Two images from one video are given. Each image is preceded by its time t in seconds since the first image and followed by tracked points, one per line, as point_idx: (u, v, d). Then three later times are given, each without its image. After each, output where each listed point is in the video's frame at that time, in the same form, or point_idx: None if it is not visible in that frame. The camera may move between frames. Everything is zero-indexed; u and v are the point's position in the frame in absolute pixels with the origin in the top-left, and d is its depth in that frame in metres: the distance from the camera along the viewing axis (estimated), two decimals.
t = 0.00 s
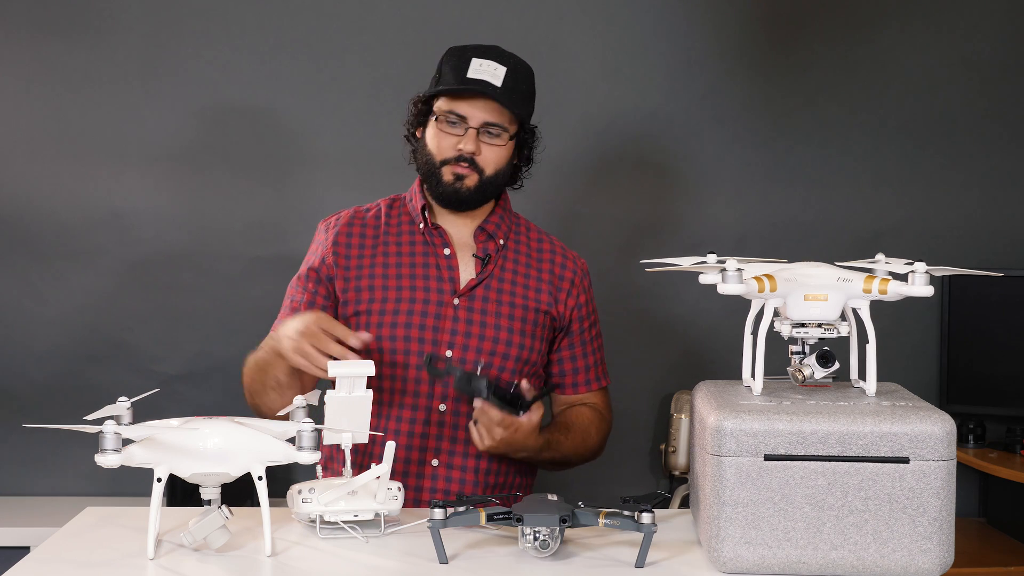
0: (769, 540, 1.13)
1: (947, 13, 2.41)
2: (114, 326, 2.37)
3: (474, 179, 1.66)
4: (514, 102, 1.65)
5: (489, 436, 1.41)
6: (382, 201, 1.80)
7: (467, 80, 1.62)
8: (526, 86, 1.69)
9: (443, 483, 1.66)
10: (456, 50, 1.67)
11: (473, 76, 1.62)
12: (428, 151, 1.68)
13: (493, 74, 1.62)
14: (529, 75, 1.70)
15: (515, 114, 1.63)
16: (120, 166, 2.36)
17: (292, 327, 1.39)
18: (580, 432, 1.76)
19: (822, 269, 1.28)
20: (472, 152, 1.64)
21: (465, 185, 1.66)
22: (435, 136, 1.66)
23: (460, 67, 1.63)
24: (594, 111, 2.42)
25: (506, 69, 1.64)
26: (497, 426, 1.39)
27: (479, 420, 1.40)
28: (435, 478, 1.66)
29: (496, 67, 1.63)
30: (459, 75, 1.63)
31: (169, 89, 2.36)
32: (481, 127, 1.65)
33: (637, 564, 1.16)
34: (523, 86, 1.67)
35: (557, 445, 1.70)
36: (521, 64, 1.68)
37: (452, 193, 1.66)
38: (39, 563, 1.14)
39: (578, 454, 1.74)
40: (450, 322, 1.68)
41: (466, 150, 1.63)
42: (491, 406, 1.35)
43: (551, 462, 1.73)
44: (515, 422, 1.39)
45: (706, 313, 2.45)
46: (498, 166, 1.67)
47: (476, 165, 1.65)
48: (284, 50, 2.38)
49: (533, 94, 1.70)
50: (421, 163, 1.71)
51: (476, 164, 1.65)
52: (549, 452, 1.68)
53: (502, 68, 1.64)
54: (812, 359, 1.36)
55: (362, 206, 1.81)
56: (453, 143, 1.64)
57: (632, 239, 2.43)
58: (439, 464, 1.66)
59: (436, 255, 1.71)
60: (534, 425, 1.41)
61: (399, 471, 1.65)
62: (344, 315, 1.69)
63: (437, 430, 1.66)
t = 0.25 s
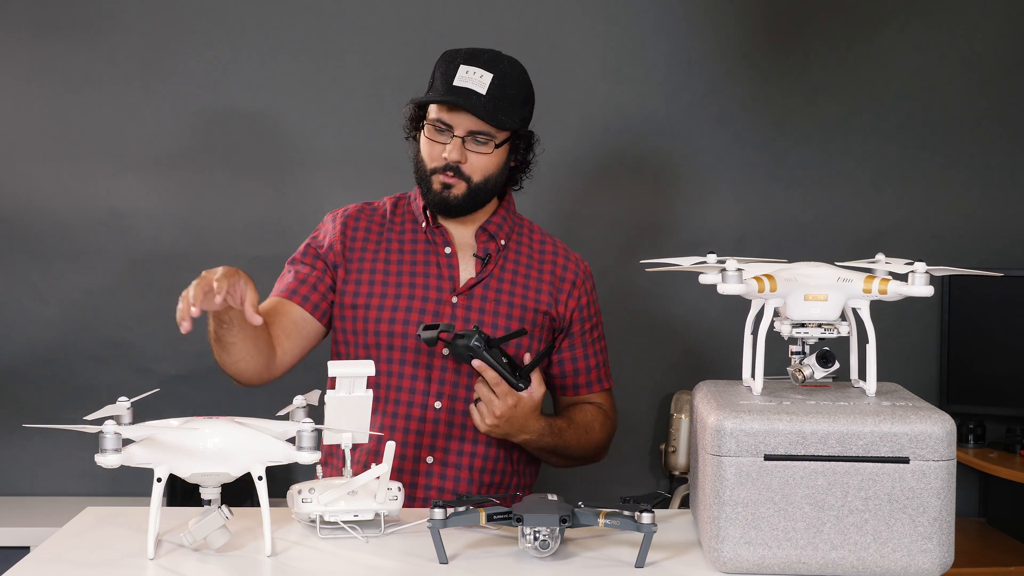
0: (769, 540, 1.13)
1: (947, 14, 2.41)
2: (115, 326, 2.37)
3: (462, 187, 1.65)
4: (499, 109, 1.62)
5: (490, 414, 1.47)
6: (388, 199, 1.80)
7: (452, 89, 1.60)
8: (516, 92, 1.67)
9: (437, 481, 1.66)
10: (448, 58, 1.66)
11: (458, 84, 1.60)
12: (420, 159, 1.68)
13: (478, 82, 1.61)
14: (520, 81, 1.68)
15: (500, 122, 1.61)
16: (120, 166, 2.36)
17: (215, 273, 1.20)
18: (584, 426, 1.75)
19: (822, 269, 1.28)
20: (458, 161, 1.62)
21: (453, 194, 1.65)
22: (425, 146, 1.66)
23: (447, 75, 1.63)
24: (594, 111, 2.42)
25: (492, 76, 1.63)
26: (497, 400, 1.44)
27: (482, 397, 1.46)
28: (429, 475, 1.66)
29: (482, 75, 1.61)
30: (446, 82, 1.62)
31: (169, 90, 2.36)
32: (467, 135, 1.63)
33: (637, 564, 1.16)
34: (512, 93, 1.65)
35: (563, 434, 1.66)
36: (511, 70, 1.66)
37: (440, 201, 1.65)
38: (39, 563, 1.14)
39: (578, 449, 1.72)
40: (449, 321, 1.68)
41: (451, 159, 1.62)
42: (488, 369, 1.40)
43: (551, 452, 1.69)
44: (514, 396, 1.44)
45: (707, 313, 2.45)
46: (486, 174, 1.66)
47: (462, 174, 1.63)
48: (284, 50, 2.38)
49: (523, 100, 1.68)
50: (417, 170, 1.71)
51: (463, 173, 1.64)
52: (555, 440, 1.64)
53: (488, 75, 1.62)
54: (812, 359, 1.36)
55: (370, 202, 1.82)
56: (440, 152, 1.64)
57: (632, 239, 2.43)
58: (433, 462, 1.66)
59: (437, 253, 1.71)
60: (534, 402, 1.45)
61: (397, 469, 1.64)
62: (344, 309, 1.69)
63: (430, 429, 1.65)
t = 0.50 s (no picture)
0: (769, 540, 1.13)
1: (947, 14, 2.41)
2: (114, 326, 2.37)
3: (460, 190, 1.65)
4: (496, 111, 1.62)
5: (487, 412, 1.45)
6: (388, 199, 1.80)
7: (449, 92, 1.60)
8: (513, 95, 1.66)
9: (435, 481, 1.66)
10: (445, 60, 1.66)
11: (455, 87, 1.60)
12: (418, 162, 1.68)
13: (475, 85, 1.61)
14: (518, 83, 1.68)
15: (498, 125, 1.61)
16: (120, 166, 2.36)
17: (208, 286, 1.22)
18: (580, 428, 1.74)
19: (822, 269, 1.28)
20: (455, 164, 1.62)
21: (452, 196, 1.65)
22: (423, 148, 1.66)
23: (444, 78, 1.62)
24: (594, 111, 2.42)
25: (489, 79, 1.62)
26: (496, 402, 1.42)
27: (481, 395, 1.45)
28: (427, 475, 1.66)
29: (479, 77, 1.61)
30: (443, 85, 1.62)
31: (169, 90, 2.36)
32: (465, 138, 1.63)
33: (637, 564, 1.16)
34: (509, 95, 1.65)
35: (558, 434, 1.66)
36: (508, 72, 1.66)
37: (438, 204, 1.66)
38: (39, 563, 1.14)
39: (574, 449, 1.72)
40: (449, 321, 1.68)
41: (449, 162, 1.62)
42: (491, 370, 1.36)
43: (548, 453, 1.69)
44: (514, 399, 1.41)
45: (707, 313, 2.45)
46: (483, 176, 1.66)
47: (460, 176, 1.64)
48: (284, 50, 2.38)
49: (521, 102, 1.68)
50: (415, 173, 1.71)
51: (461, 175, 1.64)
52: (550, 440, 1.64)
53: (485, 77, 1.62)
54: (812, 359, 1.36)
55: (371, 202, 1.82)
56: (438, 155, 1.64)
57: (632, 239, 2.43)
58: (431, 462, 1.66)
59: (437, 254, 1.71)
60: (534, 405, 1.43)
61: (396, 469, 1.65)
62: (343, 309, 1.69)
63: (428, 429, 1.65)
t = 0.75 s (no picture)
0: (769, 540, 1.13)
1: (947, 14, 2.41)
2: (114, 326, 2.37)
3: (461, 190, 1.65)
4: (497, 112, 1.62)
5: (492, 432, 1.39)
6: (385, 199, 1.80)
7: (450, 92, 1.60)
8: (513, 95, 1.67)
9: (441, 482, 1.66)
10: (444, 61, 1.66)
11: (456, 88, 1.60)
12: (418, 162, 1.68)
13: (476, 85, 1.61)
14: (518, 83, 1.68)
15: (499, 125, 1.61)
16: (120, 166, 2.36)
17: (207, 353, 1.21)
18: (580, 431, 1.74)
19: (822, 269, 1.28)
20: (457, 165, 1.62)
21: (453, 197, 1.65)
22: (423, 148, 1.66)
23: (445, 78, 1.62)
24: (594, 111, 2.42)
25: (489, 79, 1.62)
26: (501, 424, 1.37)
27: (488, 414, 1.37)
28: (433, 476, 1.66)
29: (479, 78, 1.61)
30: (443, 86, 1.62)
31: (169, 90, 2.36)
32: (466, 139, 1.63)
33: (637, 564, 1.16)
34: (509, 96, 1.65)
35: (558, 443, 1.66)
36: (507, 73, 1.66)
37: (439, 204, 1.65)
38: (39, 563, 1.14)
39: (577, 453, 1.71)
40: (452, 322, 1.68)
41: (450, 162, 1.62)
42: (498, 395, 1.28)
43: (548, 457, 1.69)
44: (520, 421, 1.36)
45: (707, 313, 2.45)
46: (484, 176, 1.66)
47: (462, 176, 1.63)
48: (284, 50, 2.38)
49: (521, 103, 1.68)
50: (415, 174, 1.71)
51: (462, 175, 1.64)
52: (550, 449, 1.64)
53: (485, 78, 1.62)
54: (812, 359, 1.36)
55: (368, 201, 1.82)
56: (439, 155, 1.64)
57: (632, 239, 2.43)
58: (437, 463, 1.66)
59: (438, 255, 1.71)
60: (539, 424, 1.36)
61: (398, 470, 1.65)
62: (343, 309, 1.68)
63: (434, 429, 1.65)
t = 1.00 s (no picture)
0: (769, 540, 1.13)
1: (947, 14, 2.41)
2: (114, 326, 2.37)
3: (462, 190, 1.65)
4: (497, 111, 1.63)
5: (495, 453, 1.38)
6: (381, 199, 1.80)
7: (450, 92, 1.60)
8: (513, 95, 1.67)
9: (446, 482, 1.66)
10: (443, 61, 1.66)
11: (456, 88, 1.60)
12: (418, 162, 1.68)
13: (477, 85, 1.61)
14: (517, 82, 1.68)
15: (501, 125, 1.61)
16: (120, 166, 2.36)
17: (210, 366, 1.21)
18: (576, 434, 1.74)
19: (822, 269, 1.28)
20: (458, 164, 1.62)
21: (454, 196, 1.65)
22: (423, 148, 1.66)
23: (445, 78, 1.62)
24: (594, 111, 2.42)
25: (490, 79, 1.63)
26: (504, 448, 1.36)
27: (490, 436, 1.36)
28: (439, 476, 1.66)
29: (480, 78, 1.61)
30: (443, 86, 1.62)
31: (169, 90, 2.36)
32: (467, 138, 1.63)
33: (637, 564, 1.16)
34: (509, 95, 1.65)
35: (557, 449, 1.68)
36: (507, 72, 1.66)
37: (440, 204, 1.65)
38: (39, 563, 1.14)
39: (574, 454, 1.73)
40: (455, 323, 1.68)
41: (451, 162, 1.62)
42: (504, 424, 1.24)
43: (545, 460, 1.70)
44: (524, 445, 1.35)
45: (707, 313, 2.45)
46: (485, 176, 1.66)
47: (463, 176, 1.64)
48: (284, 50, 2.38)
49: (520, 102, 1.68)
50: (415, 173, 1.71)
51: (463, 175, 1.64)
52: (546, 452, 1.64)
53: (486, 77, 1.62)
54: (812, 359, 1.36)
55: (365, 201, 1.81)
56: (440, 155, 1.64)
57: (632, 239, 2.43)
58: (443, 463, 1.67)
59: (439, 255, 1.71)
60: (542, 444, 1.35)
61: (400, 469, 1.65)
62: (344, 310, 1.68)
63: (440, 429, 1.66)
